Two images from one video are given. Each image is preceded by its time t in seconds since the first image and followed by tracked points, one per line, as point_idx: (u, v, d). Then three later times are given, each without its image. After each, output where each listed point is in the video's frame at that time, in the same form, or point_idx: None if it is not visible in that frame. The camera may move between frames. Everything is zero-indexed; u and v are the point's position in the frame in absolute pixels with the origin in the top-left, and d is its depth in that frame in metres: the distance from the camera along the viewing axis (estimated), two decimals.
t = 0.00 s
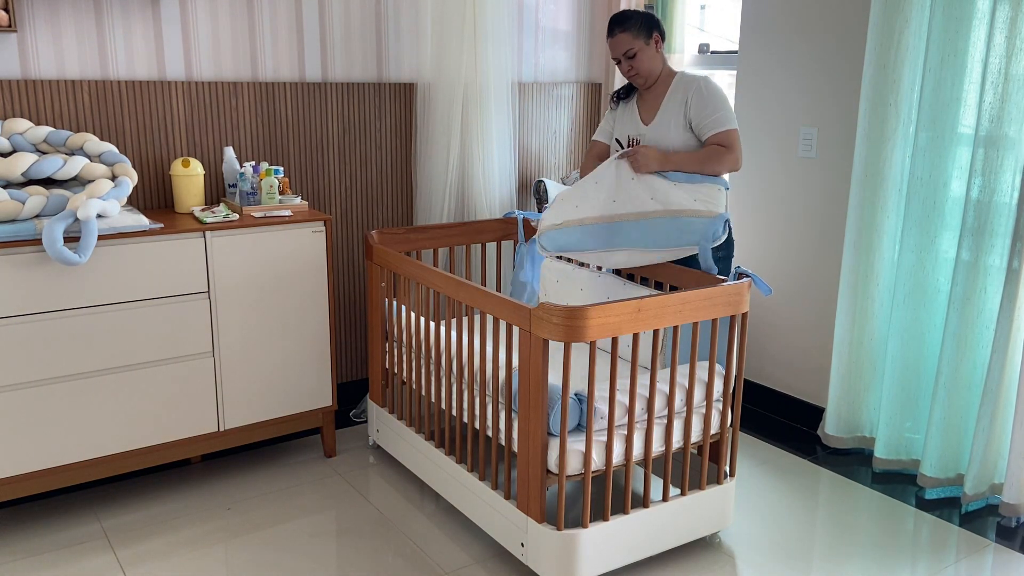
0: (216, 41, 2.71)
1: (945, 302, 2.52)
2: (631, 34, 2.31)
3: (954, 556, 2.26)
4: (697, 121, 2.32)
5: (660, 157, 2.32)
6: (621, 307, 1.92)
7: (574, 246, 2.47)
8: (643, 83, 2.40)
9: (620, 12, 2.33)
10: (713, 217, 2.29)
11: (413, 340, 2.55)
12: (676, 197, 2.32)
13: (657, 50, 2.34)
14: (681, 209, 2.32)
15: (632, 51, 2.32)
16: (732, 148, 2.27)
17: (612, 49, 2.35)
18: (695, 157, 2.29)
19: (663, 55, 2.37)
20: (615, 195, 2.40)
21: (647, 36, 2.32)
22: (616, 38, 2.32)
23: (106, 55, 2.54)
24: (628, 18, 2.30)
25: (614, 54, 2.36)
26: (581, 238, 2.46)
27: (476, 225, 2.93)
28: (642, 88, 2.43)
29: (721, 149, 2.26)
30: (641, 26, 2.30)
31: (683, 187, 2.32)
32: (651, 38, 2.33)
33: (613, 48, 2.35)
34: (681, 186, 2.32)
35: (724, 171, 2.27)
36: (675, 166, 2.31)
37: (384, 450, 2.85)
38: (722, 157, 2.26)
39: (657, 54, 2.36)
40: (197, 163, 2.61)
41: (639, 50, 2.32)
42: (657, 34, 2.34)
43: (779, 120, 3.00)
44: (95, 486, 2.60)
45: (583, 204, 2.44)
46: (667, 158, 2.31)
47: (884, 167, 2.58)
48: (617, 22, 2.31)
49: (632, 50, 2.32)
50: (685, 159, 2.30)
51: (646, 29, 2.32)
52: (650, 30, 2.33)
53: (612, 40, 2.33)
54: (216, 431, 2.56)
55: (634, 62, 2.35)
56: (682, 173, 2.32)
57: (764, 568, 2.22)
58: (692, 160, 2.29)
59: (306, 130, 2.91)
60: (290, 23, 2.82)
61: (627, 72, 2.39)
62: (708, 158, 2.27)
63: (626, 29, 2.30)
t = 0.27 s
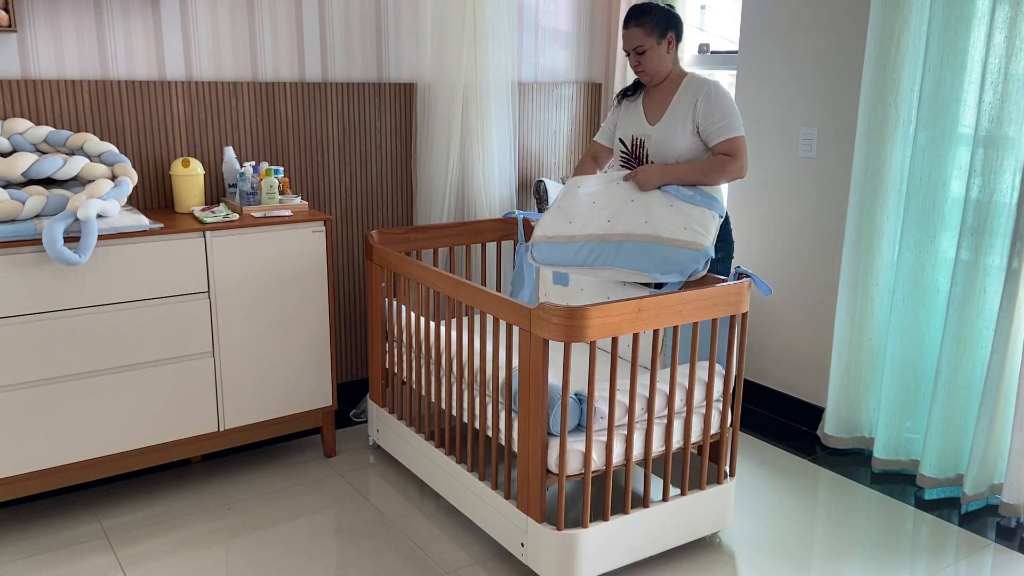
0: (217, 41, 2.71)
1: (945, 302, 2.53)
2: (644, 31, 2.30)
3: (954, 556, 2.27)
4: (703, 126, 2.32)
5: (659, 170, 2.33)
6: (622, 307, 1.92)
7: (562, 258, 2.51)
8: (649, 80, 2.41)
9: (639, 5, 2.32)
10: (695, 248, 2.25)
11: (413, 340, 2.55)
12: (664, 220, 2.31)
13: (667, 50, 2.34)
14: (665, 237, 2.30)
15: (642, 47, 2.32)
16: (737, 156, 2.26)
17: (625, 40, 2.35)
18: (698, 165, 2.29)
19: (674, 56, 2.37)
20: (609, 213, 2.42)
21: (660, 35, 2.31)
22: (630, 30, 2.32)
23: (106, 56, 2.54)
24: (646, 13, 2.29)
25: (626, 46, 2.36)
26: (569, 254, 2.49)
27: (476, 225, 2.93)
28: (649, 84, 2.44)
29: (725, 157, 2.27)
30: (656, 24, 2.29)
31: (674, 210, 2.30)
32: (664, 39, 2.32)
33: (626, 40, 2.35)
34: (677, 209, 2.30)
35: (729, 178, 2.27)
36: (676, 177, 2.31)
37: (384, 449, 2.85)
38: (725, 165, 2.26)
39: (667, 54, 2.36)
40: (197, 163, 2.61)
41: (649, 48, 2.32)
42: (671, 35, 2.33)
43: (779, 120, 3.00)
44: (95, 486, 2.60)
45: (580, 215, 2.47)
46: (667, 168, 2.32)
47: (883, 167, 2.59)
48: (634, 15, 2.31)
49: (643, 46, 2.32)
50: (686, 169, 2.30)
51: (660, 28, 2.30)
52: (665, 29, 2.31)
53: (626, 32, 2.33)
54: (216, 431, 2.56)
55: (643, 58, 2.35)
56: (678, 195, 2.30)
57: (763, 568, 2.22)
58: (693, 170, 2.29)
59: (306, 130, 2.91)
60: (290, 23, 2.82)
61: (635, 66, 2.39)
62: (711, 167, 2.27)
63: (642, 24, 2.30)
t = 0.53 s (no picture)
0: (217, 41, 2.71)
1: (945, 302, 2.53)
2: (660, 19, 2.31)
3: (954, 556, 2.27)
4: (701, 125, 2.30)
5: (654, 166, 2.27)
6: (622, 307, 1.92)
7: (557, 206, 2.26)
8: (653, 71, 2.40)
9: None
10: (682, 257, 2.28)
11: (413, 340, 2.55)
12: (653, 216, 2.26)
13: (676, 47, 2.33)
14: (661, 235, 2.26)
15: (653, 35, 2.32)
16: (730, 157, 2.23)
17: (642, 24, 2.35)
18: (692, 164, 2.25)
19: (683, 53, 2.35)
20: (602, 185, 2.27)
21: (674, 29, 2.31)
22: (648, 17, 2.33)
23: (106, 55, 2.54)
24: (669, 3, 2.30)
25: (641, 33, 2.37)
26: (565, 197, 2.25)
27: (475, 225, 2.94)
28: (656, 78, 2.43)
29: (719, 158, 2.23)
30: (673, 17, 2.30)
31: (665, 208, 2.28)
32: (676, 34, 2.32)
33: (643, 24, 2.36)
34: (669, 207, 2.27)
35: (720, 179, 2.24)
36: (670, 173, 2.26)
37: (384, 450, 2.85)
38: (718, 164, 2.23)
39: (677, 52, 2.35)
40: (197, 163, 2.61)
41: (659, 38, 2.32)
42: (684, 33, 2.32)
43: (779, 120, 3.00)
44: (95, 486, 2.60)
45: (585, 175, 2.27)
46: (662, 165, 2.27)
47: (883, 167, 2.59)
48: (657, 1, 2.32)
49: (654, 34, 2.32)
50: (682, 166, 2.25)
51: (675, 23, 2.31)
52: (680, 26, 2.31)
53: (645, 17, 2.34)
54: (216, 431, 2.56)
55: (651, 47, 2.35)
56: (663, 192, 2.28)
57: (764, 568, 2.22)
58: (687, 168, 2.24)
59: (306, 130, 2.91)
60: (290, 23, 2.82)
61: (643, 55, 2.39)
62: (704, 166, 2.24)
63: (659, 12, 2.30)
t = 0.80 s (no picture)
0: (217, 40, 2.71)
1: (944, 302, 2.53)
2: (673, 15, 2.34)
3: (953, 556, 2.27)
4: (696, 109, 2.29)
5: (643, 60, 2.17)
6: (622, 307, 1.92)
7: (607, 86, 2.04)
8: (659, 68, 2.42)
9: None
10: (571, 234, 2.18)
11: (413, 340, 2.55)
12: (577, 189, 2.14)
13: (686, 44, 2.37)
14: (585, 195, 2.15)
15: (665, 29, 2.35)
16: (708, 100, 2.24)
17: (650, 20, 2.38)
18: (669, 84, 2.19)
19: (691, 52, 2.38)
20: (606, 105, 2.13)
21: (684, 28, 2.35)
22: (658, 12, 2.36)
23: (106, 55, 2.54)
24: None
25: (649, 28, 2.39)
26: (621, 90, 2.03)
27: (476, 225, 2.93)
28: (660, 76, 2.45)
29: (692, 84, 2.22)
30: (684, 14, 2.34)
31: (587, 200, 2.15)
32: (687, 33, 2.36)
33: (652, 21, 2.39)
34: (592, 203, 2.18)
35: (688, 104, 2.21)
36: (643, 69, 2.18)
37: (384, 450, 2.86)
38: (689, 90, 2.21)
39: (686, 49, 2.38)
40: (197, 163, 2.61)
41: (671, 33, 2.35)
42: (693, 33, 2.37)
43: (779, 120, 3.00)
44: (95, 486, 2.61)
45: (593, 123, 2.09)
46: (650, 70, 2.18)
47: (883, 167, 2.59)
48: None
49: (666, 29, 2.35)
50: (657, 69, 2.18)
51: (686, 21, 2.34)
52: (690, 25, 2.36)
53: (655, 12, 2.37)
54: (216, 431, 2.56)
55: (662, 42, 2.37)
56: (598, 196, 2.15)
57: (764, 568, 2.22)
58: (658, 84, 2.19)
59: (306, 130, 2.91)
60: (290, 22, 2.83)
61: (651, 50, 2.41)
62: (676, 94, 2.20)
63: (672, 8, 2.34)
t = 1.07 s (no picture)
0: (217, 40, 2.71)
1: (944, 302, 2.53)
2: (669, 19, 2.34)
3: (953, 556, 2.27)
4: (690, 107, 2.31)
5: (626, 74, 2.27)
6: (622, 307, 1.92)
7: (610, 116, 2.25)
8: (656, 72, 2.44)
9: None
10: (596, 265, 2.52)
11: (413, 340, 2.55)
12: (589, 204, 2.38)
13: (682, 46, 2.39)
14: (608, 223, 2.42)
15: (663, 34, 2.35)
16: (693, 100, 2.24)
17: (644, 25, 2.37)
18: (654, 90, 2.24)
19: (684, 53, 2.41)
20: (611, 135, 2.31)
21: (680, 31, 2.36)
22: (653, 16, 2.34)
23: (106, 55, 2.54)
24: (671, 2, 2.34)
25: (644, 32, 2.38)
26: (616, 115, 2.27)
27: (476, 225, 2.93)
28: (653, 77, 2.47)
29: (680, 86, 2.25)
30: (679, 17, 2.34)
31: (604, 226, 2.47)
32: (682, 35, 2.37)
33: (646, 25, 2.38)
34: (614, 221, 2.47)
35: (676, 108, 2.23)
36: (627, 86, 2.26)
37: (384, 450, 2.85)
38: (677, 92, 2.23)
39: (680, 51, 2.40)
40: (197, 163, 2.61)
41: (669, 37, 2.36)
42: (687, 34, 2.38)
43: (779, 120, 3.00)
44: (95, 485, 2.61)
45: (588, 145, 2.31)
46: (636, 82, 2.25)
47: (883, 167, 2.59)
48: (661, 2, 2.34)
49: (663, 34, 2.35)
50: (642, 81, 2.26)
51: (681, 24, 2.35)
52: (683, 27, 2.37)
53: (648, 17, 2.36)
54: (216, 431, 2.56)
55: (659, 46, 2.38)
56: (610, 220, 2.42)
57: (764, 569, 2.22)
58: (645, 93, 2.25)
59: (306, 130, 2.91)
60: (290, 22, 2.82)
61: (647, 53, 2.41)
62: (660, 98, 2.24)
63: (667, 12, 2.33)
